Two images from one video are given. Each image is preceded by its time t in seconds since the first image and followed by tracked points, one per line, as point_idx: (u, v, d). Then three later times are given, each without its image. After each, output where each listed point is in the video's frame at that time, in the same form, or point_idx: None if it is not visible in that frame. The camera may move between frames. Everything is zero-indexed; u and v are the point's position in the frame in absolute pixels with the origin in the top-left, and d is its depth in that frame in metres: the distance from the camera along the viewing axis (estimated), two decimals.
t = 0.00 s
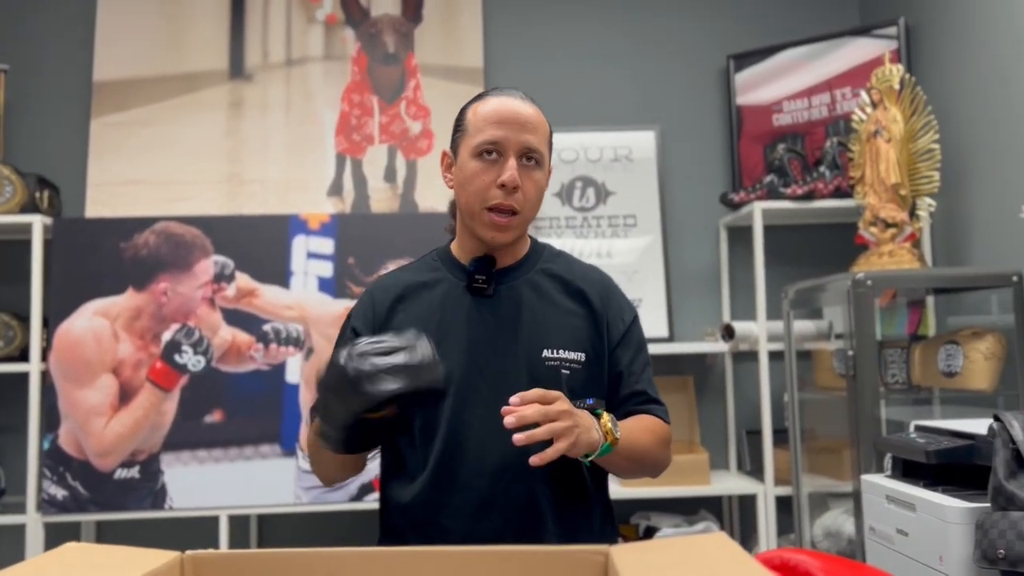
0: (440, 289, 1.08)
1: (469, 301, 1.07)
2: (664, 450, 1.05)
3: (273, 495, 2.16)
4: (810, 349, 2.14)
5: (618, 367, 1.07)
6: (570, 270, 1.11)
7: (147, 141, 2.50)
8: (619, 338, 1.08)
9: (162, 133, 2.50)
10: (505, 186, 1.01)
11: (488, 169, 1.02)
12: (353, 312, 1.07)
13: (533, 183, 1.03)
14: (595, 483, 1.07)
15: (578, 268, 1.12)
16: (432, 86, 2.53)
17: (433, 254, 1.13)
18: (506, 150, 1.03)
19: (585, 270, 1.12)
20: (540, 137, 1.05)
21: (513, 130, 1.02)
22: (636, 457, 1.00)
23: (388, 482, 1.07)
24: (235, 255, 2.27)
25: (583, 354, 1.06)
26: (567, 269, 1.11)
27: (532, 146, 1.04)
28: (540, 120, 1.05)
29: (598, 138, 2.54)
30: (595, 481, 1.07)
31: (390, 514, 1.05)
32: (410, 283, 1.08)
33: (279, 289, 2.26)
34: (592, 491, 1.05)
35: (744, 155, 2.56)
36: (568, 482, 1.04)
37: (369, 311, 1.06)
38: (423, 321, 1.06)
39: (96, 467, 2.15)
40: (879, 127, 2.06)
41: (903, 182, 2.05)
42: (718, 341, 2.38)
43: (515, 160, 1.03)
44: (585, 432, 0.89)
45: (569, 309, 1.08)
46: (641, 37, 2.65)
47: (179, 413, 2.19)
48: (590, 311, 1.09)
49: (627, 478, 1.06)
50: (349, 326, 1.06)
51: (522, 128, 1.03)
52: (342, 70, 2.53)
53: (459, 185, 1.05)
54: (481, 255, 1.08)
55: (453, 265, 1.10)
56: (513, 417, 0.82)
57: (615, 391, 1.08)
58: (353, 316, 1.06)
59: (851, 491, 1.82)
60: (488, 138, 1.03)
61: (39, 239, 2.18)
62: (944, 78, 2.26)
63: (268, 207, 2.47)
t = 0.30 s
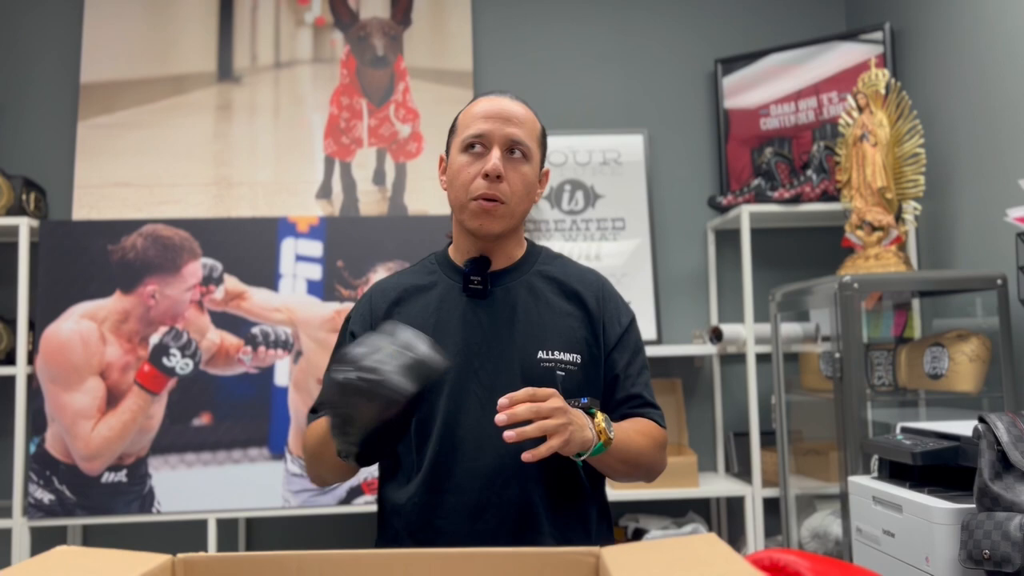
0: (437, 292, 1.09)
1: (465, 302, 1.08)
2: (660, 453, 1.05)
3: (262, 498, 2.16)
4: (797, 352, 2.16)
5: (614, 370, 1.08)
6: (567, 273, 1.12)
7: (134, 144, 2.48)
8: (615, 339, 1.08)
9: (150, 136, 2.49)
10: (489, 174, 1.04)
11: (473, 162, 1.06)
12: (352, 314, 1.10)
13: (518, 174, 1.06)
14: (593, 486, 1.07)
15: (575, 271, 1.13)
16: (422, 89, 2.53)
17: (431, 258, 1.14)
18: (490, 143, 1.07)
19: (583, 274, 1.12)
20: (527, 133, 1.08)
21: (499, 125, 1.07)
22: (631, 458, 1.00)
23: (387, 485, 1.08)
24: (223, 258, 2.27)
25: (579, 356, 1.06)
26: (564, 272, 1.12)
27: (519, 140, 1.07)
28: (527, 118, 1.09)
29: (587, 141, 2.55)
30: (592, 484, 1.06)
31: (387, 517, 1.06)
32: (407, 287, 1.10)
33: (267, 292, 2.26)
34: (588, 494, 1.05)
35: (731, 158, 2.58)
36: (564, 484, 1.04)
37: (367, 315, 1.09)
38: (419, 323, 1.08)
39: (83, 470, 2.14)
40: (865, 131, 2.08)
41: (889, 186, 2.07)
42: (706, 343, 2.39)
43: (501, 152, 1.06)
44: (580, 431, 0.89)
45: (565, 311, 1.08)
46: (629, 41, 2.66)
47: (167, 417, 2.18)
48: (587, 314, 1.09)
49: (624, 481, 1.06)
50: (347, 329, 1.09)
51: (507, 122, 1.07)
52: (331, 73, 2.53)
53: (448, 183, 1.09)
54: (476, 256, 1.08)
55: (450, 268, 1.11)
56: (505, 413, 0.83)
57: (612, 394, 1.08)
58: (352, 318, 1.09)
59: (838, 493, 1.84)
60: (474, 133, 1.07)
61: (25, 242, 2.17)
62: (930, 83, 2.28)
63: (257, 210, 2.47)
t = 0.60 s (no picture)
0: (432, 293, 1.10)
1: (459, 302, 1.09)
2: (658, 454, 1.05)
3: (254, 500, 2.15)
4: (788, 353, 2.17)
5: (609, 370, 1.07)
6: (563, 274, 1.12)
7: (125, 145, 2.48)
8: (610, 340, 1.08)
9: (141, 138, 2.49)
10: (467, 170, 1.05)
11: (452, 162, 1.08)
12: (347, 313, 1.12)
13: (497, 166, 1.07)
14: (586, 486, 1.07)
15: (572, 272, 1.13)
16: (413, 91, 2.53)
17: (428, 259, 1.16)
18: (468, 141, 1.09)
19: (579, 275, 1.13)
20: (504, 130, 1.10)
21: (474, 124, 1.09)
22: (628, 458, 0.99)
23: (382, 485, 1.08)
24: (215, 260, 2.26)
25: (571, 357, 1.06)
26: (559, 273, 1.12)
27: (496, 136, 1.09)
28: (503, 116, 1.11)
29: (578, 143, 2.56)
30: (585, 484, 1.06)
31: (380, 516, 1.06)
32: (403, 287, 1.12)
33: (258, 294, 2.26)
34: (581, 497, 1.05)
35: (722, 160, 2.59)
36: (557, 484, 1.04)
37: (365, 314, 1.11)
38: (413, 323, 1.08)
39: (73, 473, 2.13)
40: (855, 132, 2.09)
41: (879, 187, 2.08)
42: (697, 344, 2.40)
43: (479, 150, 1.08)
44: (569, 429, 0.89)
45: (559, 312, 1.09)
46: (620, 42, 2.67)
47: (158, 419, 2.18)
48: (581, 315, 1.09)
49: (621, 483, 1.06)
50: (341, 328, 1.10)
51: (482, 121, 1.10)
52: (322, 75, 2.53)
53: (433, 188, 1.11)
54: (469, 256, 1.10)
55: (445, 269, 1.12)
56: (490, 409, 0.84)
57: (607, 395, 1.08)
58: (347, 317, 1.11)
59: (829, 493, 1.85)
60: (451, 137, 1.10)
61: (15, 244, 2.16)
62: (919, 84, 2.29)
63: (248, 212, 2.46)
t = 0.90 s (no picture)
0: (428, 295, 1.11)
1: (454, 305, 1.10)
2: (654, 456, 1.04)
3: (250, 501, 2.15)
4: (784, 352, 2.17)
5: (604, 371, 1.07)
6: (559, 274, 1.12)
7: (120, 146, 2.48)
8: (606, 341, 1.07)
9: (137, 138, 2.49)
10: (437, 167, 1.06)
11: (423, 166, 1.10)
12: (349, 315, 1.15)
13: (466, 155, 1.08)
14: (581, 489, 1.06)
15: (570, 271, 1.12)
16: (409, 91, 2.53)
17: (426, 262, 1.17)
18: (433, 143, 1.11)
19: (577, 274, 1.12)
20: (466, 122, 1.12)
21: (435, 126, 1.12)
22: (619, 461, 0.99)
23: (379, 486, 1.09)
24: (210, 260, 2.26)
25: (565, 359, 1.06)
26: (555, 273, 1.12)
27: (460, 130, 1.11)
28: (463, 112, 1.14)
29: (574, 143, 2.56)
30: (579, 487, 1.06)
31: (377, 517, 1.08)
32: (402, 289, 1.13)
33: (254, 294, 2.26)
34: (577, 500, 1.04)
35: (717, 159, 2.59)
36: (549, 486, 1.03)
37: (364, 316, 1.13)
38: (409, 326, 1.10)
39: (69, 474, 2.13)
40: (850, 132, 2.09)
41: (874, 186, 2.08)
42: (693, 344, 2.40)
43: (446, 147, 1.10)
44: (557, 431, 0.89)
45: (554, 313, 1.08)
46: (615, 42, 2.67)
47: (153, 420, 2.17)
48: (576, 315, 1.08)
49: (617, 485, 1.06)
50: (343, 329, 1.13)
51: (444, 121, 1.12)
52: (318, 75, 2.53)
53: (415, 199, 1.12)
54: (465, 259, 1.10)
55: (441, 270, 1.13)
56: (475, 410, 0.84)
57: (602, 396, 1.07)
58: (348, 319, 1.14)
59: (825, 491, 1.85)
60: (417, 144, 1.12)
61: (10, 245, 2.16)
62: (914, 84, 2.29)
63: (243, 212, 2.46)
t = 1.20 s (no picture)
0: (425, 294, 1.11)
1: (452, 304, 1.10)
2: (653, 453, 1.03)
3: (252, 500, 2.15)
4: (786, 349, 2.17)
5: (602, 369, 1.06)
6: (557, 272, 1.11)
7: (121, 146, 2.48)
8: (604, 339, 1.07)
9: (138, 138, 2.49)
10: (444, 164, 1.06)
11: (428, 162, 1.10)
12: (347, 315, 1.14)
13: (473, 155, 1.08)
14: (580, 488, 1.06)
15: (568, 269, 1.12)
16: (410, 90, 2.53)
17: (424, 260, 1.17)
18: (440, 140, 1.11)
19: (575, 272, 1.12)
20: (473, 121, 1.12)
21: (442, 122, 1.11)
22: (618, 459, 0.98)
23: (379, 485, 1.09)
24: (212, 260, 2.26)
25: (564, 357, 1.06)
26: (553, 271, 1.11)
27: (467, 128, 1.11)
28: (470, 110, 1.13)
29: (575, 141, 2.56)
30: (578, 487, 1.06)
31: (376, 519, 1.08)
32: (400, 288, 1.13)
33: (256, 294, 2.26)
34: (575, 500, 1.04)
35: (719, 157, 2.58)
36: (548, 485, 1.03)
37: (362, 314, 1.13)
38: (407, 325, 1.10)
39: (71, 474, 2.13)
40: (852, 129, 2.08)
41: (876, 183, 2.07)
42: (695, 341, 2.40)
43: (453, 144, 1.10)
44: (551, 427, 0.88)
45: (552, 312, 1.08)
46: (616, 40, 2.67)
47: (156, 419, 2.17)
48: (575, 313, 1.08)
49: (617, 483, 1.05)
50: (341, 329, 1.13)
51: (452, 118, 1.12)
52: (318, 74, 2.53)
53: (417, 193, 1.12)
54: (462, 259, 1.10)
55: (439, 269, 1.13)
56: (466, 410, 0.82)
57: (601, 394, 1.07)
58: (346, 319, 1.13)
59: (827, 489, 1.85)
60: (422, 139, 1.12)
61: (12, 245, 2.16)
62: (917, 80, 2.29)
63: (244, 211, 2.46)
